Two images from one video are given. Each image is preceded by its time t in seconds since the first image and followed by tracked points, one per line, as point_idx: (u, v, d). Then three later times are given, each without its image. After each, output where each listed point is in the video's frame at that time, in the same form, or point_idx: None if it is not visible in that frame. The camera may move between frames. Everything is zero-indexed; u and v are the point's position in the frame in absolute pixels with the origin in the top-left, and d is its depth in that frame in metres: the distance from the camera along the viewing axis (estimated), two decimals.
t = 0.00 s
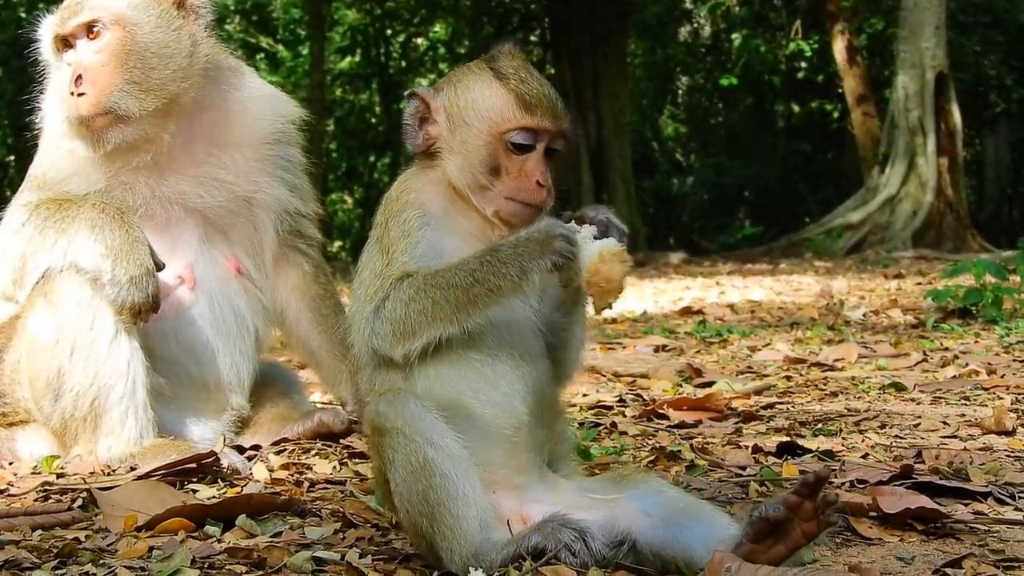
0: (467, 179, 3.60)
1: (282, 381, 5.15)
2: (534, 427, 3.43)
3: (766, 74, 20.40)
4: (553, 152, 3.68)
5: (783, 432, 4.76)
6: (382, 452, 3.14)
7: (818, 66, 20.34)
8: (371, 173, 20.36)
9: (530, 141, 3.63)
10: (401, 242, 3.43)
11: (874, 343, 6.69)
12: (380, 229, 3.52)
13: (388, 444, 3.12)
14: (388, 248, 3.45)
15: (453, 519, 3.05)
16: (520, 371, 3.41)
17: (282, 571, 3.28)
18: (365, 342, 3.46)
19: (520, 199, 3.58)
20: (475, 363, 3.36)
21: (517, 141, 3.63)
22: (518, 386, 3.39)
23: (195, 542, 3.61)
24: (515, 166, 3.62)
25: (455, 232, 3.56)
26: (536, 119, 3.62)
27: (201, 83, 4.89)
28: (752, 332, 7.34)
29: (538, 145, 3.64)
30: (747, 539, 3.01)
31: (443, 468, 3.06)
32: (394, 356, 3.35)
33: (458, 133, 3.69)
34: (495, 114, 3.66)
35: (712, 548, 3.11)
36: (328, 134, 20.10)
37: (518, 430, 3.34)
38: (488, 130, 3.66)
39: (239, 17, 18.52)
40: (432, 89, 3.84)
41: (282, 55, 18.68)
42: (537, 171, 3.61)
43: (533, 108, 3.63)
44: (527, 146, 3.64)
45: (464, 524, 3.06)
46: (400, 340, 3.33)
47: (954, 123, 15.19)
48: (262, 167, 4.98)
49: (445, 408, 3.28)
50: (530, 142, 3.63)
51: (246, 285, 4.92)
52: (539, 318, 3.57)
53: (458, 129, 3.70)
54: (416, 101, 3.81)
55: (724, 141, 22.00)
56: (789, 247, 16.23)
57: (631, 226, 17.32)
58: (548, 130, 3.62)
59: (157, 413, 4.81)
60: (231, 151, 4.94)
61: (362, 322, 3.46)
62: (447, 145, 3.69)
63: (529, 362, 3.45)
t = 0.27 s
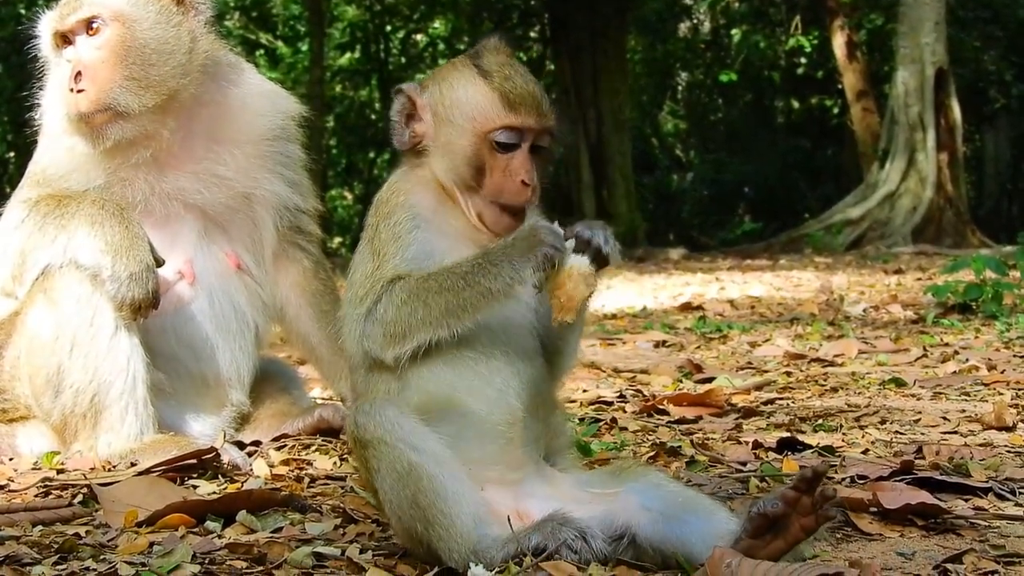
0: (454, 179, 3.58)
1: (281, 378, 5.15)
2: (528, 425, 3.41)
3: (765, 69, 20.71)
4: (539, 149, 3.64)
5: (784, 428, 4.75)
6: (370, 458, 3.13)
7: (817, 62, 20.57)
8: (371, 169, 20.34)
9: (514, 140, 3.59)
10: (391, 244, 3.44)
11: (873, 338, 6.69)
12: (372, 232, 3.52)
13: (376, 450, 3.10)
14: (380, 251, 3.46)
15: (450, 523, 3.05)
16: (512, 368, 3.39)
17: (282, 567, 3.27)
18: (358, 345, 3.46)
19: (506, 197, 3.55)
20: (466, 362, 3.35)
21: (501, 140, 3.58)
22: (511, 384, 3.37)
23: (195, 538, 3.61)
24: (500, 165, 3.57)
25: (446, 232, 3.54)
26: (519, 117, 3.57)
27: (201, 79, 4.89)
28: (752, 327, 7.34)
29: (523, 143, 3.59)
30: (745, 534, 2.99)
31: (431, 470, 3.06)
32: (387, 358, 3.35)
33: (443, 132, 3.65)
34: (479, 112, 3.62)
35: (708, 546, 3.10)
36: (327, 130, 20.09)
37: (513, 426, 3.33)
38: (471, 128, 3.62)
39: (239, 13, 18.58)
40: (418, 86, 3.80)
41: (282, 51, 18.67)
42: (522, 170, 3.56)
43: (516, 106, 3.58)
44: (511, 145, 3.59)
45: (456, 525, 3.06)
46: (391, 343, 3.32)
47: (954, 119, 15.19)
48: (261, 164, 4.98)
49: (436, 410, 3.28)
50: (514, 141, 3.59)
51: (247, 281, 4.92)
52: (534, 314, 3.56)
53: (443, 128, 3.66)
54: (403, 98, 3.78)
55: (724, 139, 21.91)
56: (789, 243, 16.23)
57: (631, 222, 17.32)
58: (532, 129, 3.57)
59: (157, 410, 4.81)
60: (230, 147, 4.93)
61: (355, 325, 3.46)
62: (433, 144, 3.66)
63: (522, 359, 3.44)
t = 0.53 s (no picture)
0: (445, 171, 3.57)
1: (282, 374, 5.15)
2: (525, 421, 3.42)
3: (766, 65, 20.91)
4: (529, 136, 3.66)
5: (784, 424, 4.76)
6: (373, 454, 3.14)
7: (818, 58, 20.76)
8: (371, 165, 20.33)
9: (504, 129, 3.60)
10: (386, 242, 3.43)
11: (873, 335, 6.69)
12: (366, 230, 3.51)
13: (380, 444, 3.12)
14: (375, 250, 3.45)
15: (448, 519, 3.05)
16: (508, 364, 3.41)
17: (282, 564, 3.28)
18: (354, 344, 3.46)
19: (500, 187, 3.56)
20: (463, 358, 3.36)
21: (490, 129, 3.60)
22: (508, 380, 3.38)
23: (195, 535, 3.61)
24: (492, 154, 3.59)
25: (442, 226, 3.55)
26: (507, 106, 3.59)
27: (201, 75, 4.89)
28: (752, 324, 7.34)
29: (513, 131, 3.61)
30: (742, 530, 2.98)
31: (434, 463, 3.06)
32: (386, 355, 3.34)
33: (432, 126, 3.66)
34: (466, 104, 3.63)
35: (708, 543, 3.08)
36: (328, 127, 20.08)
37: (510, 422, 3.34)
38: (460, 120, 3.63)
39: (239, 9, 18.57)
40: (403, 85, 3.82)
41: (282, 48, 18.67)
42: (515, 157, 3.58)
43: (502, 94, 3.59)
44: (501, 134, 3.61)
45: (456, 522, 3.06)
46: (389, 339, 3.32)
47: (954, 115, 15.16)
48: (261, 160, 4.98)
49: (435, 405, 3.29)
50: (504, 128, 3.60)
51: (247, 278, 4.92)
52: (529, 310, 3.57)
53: (431, 123, 3.68)
54: (388, 98, 3.80)
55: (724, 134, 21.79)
56: (789, 239, 16.23)
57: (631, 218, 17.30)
58: (520, 116, 3.59)
59: (157, 406, 4.81)
60: (230, 143, 4.93)
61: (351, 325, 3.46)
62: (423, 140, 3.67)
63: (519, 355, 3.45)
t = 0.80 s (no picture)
0: (443, 172, 3.58)
1: (281, 369, 5.16)
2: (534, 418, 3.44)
3: (766, 62, 20.69)
4: (522, 130, 3.65)
5: (784, 421, 4.76)
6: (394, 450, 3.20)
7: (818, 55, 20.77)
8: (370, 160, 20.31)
9: (497, 126, 3.59)
10: (386, 255, 3.43)
11: (873, 332, 6.69)
12: (365, 243, 3.52)
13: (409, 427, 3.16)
14: (375, 264, 3.45)
15: (459, 501, 3.13)
16: (516, 364, 3.42)
17: (282, 559, 3.27)
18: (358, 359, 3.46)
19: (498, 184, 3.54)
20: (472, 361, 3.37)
21: (484, 128, 3.59)
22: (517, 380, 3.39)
23: (194, 530, 3.61)
24: (487, 152, 3.57)
25: (443, 227, 3.54)
26: (499, 102, 3.58)
27: (200, 71, 4.88)
28: (751, 321, 7.33)
29: (507, 128, 3.60)
30: (743, 522, 2.98)
31: (456, 451, 3.14)
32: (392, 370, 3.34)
33: (424, 128, 3.65)
34: (458, 104, 3.62)
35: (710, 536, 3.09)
36: (327, 122, 20.05)
37: (521, 422, 3.34)
38: (452, 121, 3.62)
39: (239, 4, 18.54)
40: (392, 86, 3.81)
41: (282, 43, 18.65)
42: (511, 153, 3.57)
43: (493, 92, 3.58)
44: (494, 131, 3.59)
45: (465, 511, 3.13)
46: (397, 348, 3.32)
47: (954, 112, 15.13)
48: (261, 156, 4.97)
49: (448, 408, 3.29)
50: (497, 126, 3.59)
51: (246, 274, 4.92)
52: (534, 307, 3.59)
53: (424, 125, 3.66)
54: (378, 101, 3.79)
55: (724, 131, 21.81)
56: (789, 236, 16.23)
57: (631, 214, 17.30)
58: (512, 112, 3.59)
59: (157, 402, 4.81)
60: (230, 139, 4.93)
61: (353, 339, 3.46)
62: (416, 142, 3.66)
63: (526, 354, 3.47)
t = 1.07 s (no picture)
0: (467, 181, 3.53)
1: (281, 366, 5.17)
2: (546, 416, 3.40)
3: (766, 59, 20.24)
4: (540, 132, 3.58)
5: (783, 418, 4.76)
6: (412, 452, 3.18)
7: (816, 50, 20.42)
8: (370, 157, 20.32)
9: (520, 133, 3.52)
10: (397, 259, 3.37)
11: (873, 328, 6.68)
12: (375, 245, 3.46)
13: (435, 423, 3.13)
14: (385, 266, 3.39)
15: (476, 496, 3.11)
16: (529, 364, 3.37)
17: (281, 556, 3.27)
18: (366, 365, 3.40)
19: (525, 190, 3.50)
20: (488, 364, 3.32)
21: (507, 137, 3.51)
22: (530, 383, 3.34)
23: (193, 527, 3.60)
24: (511, 160, 3.51)
25: (462, 233, 3.49)
26: (522, 110, 3.49)
27: (200, 67, 4.88)
28: (750, 317, 7.33)
29: (530, 134, 3.53)
30: (712, 515, 3.03)
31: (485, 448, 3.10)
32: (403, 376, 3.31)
33: (444, 138, 3.56)
34: (479, 114, 3.52)
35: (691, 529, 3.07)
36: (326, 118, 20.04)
37: (534, 423, 3.31)
38: (473, 131, 3.53)
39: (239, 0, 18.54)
40: (402, 91, 3.69)
41: (282, 39, 18.67)
42: (536, 159, 3.51)
43: (516, 101, 3.48)
44: (517, 139, 3.52)
45: (479, 508, 3.12)
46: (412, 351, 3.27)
47: (954, 108, 15.08)
48: (261, 151, 4.99)
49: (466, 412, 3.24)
50: (520, 134, 3.52)
51: (246, 271, 4.92)
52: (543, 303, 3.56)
53: (442, 136, 3.57)
54: (387, 106, 3.67)
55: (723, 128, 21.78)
56: (789, 232, 16.24)
57: (631, 210, 17.30)
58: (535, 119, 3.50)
59: (156, 399, 4.81)
60: (230, 135, 4.94)
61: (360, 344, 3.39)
62: (433, 150, 3.58)
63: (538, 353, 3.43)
